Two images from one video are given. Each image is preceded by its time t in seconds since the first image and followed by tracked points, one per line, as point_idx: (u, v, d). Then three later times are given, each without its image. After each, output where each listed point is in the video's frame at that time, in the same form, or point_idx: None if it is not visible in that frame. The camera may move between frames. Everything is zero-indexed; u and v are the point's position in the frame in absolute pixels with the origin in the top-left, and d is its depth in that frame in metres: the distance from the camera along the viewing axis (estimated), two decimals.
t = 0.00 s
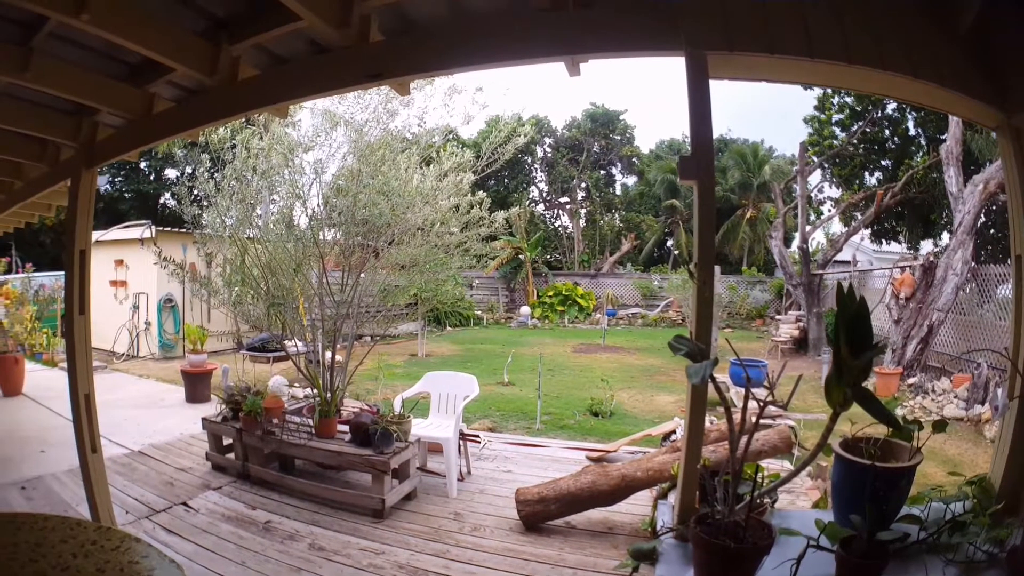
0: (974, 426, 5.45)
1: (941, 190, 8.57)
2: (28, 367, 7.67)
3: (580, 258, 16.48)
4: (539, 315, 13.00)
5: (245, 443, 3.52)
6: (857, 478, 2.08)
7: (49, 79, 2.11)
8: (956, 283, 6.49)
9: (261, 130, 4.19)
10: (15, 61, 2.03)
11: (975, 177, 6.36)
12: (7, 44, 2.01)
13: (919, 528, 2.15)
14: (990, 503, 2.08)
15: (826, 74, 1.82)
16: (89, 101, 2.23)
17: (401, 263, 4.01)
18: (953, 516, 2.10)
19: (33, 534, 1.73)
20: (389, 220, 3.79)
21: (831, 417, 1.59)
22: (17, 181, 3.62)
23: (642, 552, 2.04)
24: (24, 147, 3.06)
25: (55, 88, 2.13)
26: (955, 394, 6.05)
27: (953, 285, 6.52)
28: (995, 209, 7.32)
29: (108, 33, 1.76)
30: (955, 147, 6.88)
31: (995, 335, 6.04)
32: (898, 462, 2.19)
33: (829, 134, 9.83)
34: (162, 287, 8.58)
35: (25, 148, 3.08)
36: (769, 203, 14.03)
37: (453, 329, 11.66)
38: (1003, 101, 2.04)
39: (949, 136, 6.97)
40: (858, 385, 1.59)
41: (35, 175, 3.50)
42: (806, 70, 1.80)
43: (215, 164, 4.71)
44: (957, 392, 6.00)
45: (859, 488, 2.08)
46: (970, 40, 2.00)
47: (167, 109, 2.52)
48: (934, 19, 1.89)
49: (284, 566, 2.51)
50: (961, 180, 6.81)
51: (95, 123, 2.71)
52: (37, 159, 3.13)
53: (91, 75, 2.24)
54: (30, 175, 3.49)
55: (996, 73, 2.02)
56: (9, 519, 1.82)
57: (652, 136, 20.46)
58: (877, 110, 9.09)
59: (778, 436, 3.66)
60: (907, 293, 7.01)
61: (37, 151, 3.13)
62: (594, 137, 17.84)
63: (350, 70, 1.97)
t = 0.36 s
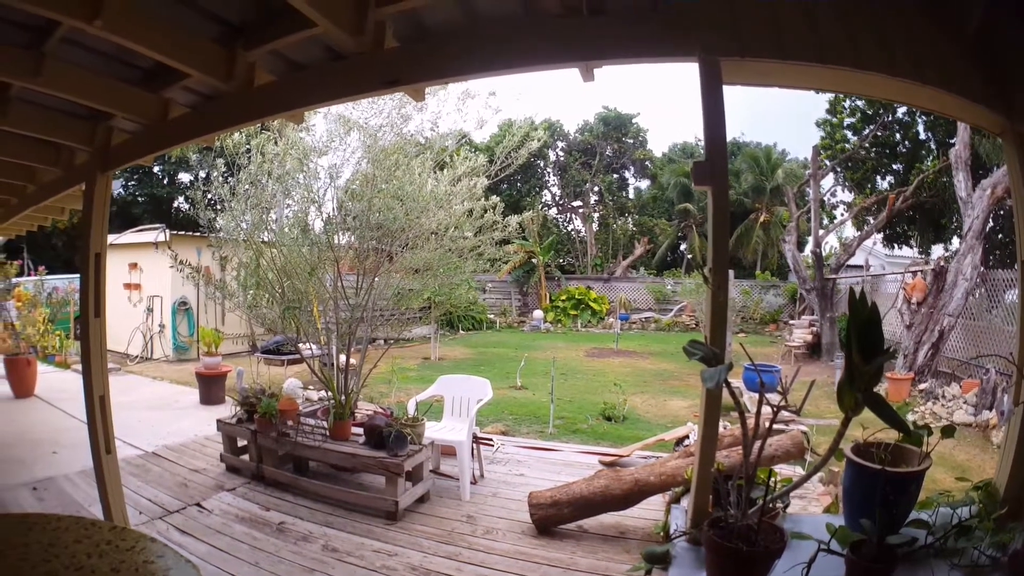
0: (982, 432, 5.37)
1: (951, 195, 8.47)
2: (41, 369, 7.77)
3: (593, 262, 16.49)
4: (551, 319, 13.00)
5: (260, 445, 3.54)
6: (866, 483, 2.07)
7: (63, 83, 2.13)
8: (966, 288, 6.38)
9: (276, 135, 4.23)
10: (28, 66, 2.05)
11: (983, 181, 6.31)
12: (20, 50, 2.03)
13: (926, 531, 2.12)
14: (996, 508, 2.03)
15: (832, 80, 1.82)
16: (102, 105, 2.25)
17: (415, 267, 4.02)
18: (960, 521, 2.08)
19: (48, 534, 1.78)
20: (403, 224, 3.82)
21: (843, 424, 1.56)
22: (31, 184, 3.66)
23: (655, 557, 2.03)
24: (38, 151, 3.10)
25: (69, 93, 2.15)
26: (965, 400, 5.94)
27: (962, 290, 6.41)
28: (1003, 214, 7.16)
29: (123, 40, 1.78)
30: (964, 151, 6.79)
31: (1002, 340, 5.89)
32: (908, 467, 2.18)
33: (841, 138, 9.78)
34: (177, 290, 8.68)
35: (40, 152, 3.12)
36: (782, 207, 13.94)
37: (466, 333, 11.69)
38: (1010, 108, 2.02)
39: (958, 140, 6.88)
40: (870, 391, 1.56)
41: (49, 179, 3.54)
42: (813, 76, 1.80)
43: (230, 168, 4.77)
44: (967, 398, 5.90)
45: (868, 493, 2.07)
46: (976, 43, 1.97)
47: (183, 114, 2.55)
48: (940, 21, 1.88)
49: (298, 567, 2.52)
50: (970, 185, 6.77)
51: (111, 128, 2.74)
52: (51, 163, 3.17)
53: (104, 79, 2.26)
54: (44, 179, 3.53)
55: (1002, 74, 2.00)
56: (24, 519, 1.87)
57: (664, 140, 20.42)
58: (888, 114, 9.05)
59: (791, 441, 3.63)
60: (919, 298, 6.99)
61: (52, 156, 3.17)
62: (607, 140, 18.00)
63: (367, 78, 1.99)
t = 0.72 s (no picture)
0: (996, 431, 5.29)
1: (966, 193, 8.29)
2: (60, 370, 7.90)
3: (612, 263, 16.46)
4: (570, 320, 12.96)
5: (281, 445, 3.57)
6: (882, 483, 2.10)
7: (82, 87, 2.15)
8: (981, 287, 6.28)
9: (296, 138, 4.27)
10: (47, 71, 2.07)
11: (995, 180, 6.30)
12: (38, 54, 2.06)
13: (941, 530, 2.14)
14: (1008, 506, 2.03)
15: (845, 82, 1.81)
16: (122, 110, 2.28)
17: (434, 268, 4.04)
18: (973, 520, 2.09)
19: (71, 533, 1.81)
20: (423, 226, 3.83)
21: (860, 422, 1.63)
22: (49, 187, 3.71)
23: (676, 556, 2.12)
24: (57, 154, 3.14)
25: (88, 97, 2.17)
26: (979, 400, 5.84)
27: (977, 289, 6.31)
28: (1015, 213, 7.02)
29: (142, 44, 1.80)
30: (977, 150, 6.72)
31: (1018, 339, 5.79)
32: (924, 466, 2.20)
33: (856, 137, 9.65)
34: (197, 292, 8.78)
35: (60, 155, 3.16)
36: (801, 206, 13.78)
37: (484, 334, 11.69)
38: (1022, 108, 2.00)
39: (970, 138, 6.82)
40: (887, 390, 1.63)
41: (69, 182, 3.58)
42: (824, 78, 1.79)
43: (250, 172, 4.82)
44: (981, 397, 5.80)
45: (884, 493, 2.10)
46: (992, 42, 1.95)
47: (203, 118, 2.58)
48: (956, 22, 1.84)
49: (319, 567, 2.54)
50: (984, 184, 6.69)
51: (131, 132, 2.78)
52: (70, 166, 3.21)
53: (123, 83, 2.29)
54: (64, 182, 3.57)
55: (1007, 72, 1.97)
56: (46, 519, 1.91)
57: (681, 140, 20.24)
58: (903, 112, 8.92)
59: (809, 442, 3.58)
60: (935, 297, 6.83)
61: (71, 159, 3.21)
62: (624, 140, 17.92)
63: (388, 83, 2.00)
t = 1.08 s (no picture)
0: (1009, 434, 5.21)
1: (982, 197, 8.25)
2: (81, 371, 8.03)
3: (630, 266, 16.43)
4: (588, 323, 12.93)
5: (302, 446, 3.60)
6: (897, 482, 2.02)
7: (102, 92, 2.19)
8: (995, 291, 6.21)
9: (317, 143, 4.32)
10: (68, 76, 2.11)
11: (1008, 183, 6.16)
12: (60, 60, 2.10)
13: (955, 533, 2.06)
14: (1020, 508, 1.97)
15: (861, 87, 1.77)
16: (143, 114, 2.31)
17: (455, 272, 4.06)
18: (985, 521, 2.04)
19: (94, 532, 1.86)
20: (443, 230, 3.85)
21: (879, 425, 1.51)
22: (71, 190, 3.78)
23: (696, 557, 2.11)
24: (79, 158, 3.19)
25: (108, 101, 2.21)
26: (994, 403, 5.75)
27: (992, 293, 6.23)
28: None
29: (164, 49, 1.83)
30: (991, 152, 6.65)
31: None
32: (940, 469, 2.10)
33: (874, 140, 9.56)
34: (218, 295, 8.89)
35: (82, 160, 3.21)
36: (819, 209, 13.64)
37: (503, 337, 11.71)
38: None
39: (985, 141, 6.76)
40: (905, 393, 1.53)
41: (90, 185, 3.64)
42: (838, 83, 1.75)
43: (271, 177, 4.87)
44: (996, 401, 5.71)
45: (901, 495, 2.01)
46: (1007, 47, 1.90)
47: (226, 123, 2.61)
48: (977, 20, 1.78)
49: (339, 568, 2.56)
50: (998, 187, 6.64)
51: (153, 136, 2.82)
52: (91, 170, 3.26)
53: (145, 88, 2.32)
54: (85, 186, 3.63)
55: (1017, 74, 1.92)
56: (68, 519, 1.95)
57: (701, 142, 20.10)
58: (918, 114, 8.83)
59: (828, 446, 3.55)
60: (952, 301, 6.67)
61: (93, 163, 3.26)
62: (643, 143, 17.85)
63: (411, 88, 2.02)
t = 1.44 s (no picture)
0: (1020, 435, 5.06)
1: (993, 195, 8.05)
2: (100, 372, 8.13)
3: (648, 267, 16.41)
4: (607, 324, 12.88)
5: (322, 446, 3.63)
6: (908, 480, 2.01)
7: (118, 95, 2.21)
8: (1005, 289, 6.03)
9: (336, 146, 4.37)
10: (84, 80, 2.13)
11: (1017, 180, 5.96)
12: (76, 65, 2.12)
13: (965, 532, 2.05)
14: None
15: (877, 87, 1.75)
16: (160, 118, 2.33)
17: (474, 273, 4.07)
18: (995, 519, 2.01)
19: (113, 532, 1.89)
20: (462, 231, 3.86)
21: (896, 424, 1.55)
22: (89, 194, 3.83)
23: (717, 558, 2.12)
24: (94, 161, 3.23)
25: (124, 105, 2.23)
26: (1005, 403, 5.63)
27: (1003, 292, 6.10)
28: None
29: (181, 53, 1.85)
30: (998, 151, 6.56)
31: None
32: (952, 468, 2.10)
33: (888, 138, 9.38)
34: (238, 297, 8.99)
35: (101, 164, 3.26)
36: (837, 208, 13.48)
37: (522, 338, 11.71)
38: None
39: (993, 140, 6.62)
40: (922, 391, 1.56)
41: (108, 189, 3.69)
42: (851, 82, 1.74)
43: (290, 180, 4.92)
44: (1007, 401, 5.58)
45: (913, 494, 2.01)
46: None
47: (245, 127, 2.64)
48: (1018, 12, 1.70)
49: (360, 567, 2.57)
50: (1007, 185, 6.50)
51: (173, 141, 2.86)
52: (110, 174, 3.30)
53: (161, 91, 2.34)
54: (103, 189, 3.67)
55: None
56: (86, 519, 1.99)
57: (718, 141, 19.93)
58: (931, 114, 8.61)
59: (847, 446, 3.53)
60: (965, 300, 6.66)
61: (111, 167, 3.30)
62: (660, 143, 17.77)
63: (429, 91, 2.03)
